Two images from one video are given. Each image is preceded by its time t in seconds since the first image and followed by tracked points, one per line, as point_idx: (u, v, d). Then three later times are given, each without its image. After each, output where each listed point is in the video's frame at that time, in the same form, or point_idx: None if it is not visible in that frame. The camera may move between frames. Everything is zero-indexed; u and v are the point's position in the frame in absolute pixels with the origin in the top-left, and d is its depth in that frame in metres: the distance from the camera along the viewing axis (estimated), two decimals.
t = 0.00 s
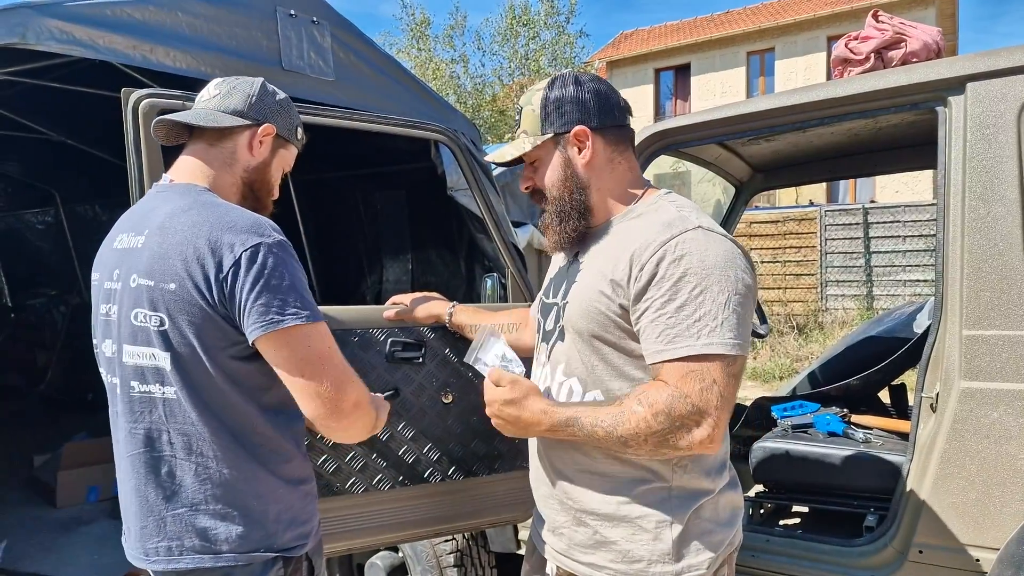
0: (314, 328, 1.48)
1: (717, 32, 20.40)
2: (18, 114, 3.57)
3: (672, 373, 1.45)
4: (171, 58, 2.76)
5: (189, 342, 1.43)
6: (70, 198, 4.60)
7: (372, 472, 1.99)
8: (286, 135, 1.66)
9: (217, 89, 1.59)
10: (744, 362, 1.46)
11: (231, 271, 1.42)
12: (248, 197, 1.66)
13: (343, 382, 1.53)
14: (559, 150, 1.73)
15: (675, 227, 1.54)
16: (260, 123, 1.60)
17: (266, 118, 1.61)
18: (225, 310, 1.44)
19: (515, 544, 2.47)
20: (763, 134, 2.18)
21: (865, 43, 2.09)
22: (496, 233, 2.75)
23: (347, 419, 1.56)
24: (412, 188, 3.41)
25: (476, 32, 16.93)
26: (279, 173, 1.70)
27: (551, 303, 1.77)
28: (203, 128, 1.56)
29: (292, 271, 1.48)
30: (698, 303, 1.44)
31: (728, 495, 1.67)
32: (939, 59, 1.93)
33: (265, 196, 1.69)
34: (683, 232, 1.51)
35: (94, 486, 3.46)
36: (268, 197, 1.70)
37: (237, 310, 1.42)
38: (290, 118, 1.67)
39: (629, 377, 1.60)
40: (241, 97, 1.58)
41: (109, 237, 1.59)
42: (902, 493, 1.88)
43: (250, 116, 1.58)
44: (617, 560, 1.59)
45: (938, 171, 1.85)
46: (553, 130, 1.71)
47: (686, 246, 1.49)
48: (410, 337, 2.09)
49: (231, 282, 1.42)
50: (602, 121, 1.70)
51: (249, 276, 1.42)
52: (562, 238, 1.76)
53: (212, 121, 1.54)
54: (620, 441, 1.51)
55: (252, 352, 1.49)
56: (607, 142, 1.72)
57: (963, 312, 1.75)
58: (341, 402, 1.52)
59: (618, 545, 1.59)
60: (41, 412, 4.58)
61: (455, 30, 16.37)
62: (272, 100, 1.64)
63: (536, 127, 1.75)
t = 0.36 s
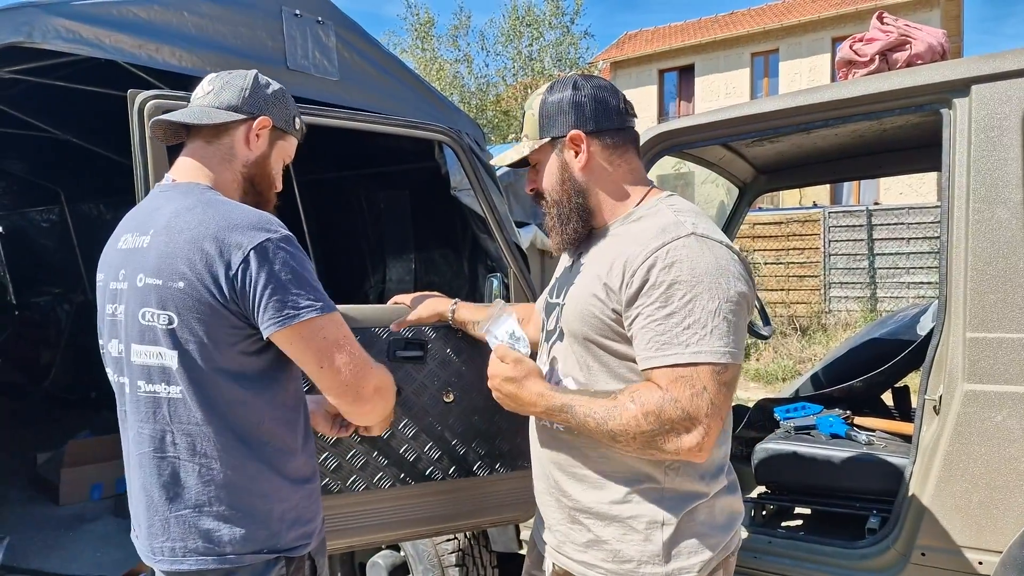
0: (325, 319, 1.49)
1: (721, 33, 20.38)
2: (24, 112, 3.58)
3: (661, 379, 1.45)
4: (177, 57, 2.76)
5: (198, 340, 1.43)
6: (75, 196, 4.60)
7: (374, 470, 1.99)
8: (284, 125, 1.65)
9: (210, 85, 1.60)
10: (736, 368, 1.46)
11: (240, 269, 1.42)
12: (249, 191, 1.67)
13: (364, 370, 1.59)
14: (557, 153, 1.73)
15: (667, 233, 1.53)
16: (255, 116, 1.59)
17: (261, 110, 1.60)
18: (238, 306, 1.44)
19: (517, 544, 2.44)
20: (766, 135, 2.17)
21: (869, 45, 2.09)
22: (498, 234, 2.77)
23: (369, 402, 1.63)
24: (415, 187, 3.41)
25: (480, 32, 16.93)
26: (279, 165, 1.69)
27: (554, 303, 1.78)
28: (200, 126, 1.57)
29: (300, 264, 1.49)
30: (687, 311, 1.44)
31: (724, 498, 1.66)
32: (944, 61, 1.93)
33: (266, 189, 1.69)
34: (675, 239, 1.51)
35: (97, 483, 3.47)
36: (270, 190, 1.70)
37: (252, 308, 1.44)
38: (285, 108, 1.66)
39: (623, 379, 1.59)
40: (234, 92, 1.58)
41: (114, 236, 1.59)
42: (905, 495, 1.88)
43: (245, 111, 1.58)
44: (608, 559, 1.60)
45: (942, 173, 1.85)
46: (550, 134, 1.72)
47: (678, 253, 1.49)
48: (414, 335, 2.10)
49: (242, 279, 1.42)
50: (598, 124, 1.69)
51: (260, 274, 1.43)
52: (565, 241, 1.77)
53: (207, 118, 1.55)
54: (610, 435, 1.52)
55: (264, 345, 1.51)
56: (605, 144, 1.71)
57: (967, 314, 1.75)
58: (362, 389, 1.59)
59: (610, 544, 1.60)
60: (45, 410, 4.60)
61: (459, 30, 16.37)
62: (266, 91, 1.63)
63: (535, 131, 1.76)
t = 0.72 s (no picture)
0: (334, 317, 1.50)
1: (722, 34, 20.39)
2: (26, 115, 3.59)
3: (662, 382, 1.46)
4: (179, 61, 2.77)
5: (204, 344, 1.44)
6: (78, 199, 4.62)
7: (374, 472, 2.00)
8: (253, 102, 1.60)
9: (176, 90, 1.61)
10: (738, 368, 1.47)
11: (244, 272, 1.43)
12: (244, 180, 1.64)
13: (368, 362, 1.57)
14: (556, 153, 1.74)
15: (667, 236, 1.54)
16: (216, 105, 1.57)
17: (221, 96, 1.57)
18: (241, 308, 1.45)
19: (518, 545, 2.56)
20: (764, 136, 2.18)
21: (867, 46, 2.09)
22: (498, 234, 2.78)
23: (378, 394, 1.61)
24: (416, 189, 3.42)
25: (482, 34, 16.98)
26: (265, 141, 1.64)
27: (553, 304, 1.78)
28: (177, 135, 1.60)
29: (302, 265, 1.49)
30: (688, 314, 1.45)
31: (721, 500, 1.66)
32: (941, 63, 1.94)
33: (257, 173, 1.65)
34: (674, 242, 1.51)
35: (99, 486, 3.47)
36: (265, 172, 1.67)
37: (255, 311, 1.44)
38: (251, 84, 1.60)
39: (623, 380, 1.60)
40: (193, 89, 1.57)
41: (116, 242, 1.60)
42: (905, 496, 1.88)
43: (205, 102, 1.56)
44: (606, 561, 1.61)
45: (940, 174, 1.85)
46: (548, 132, 1.73)
47: (677, 256, 1.49)
48: (413, 336, 2.10)
49: (245, 282, 1.43)
50: (598, 124, 1.69)
51: (265, 276, 1.44)
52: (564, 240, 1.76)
53: (174, 126, 1.58)
54: (611, 442, 1.52)
55: (269, 345, 1.52)
56: (604, 145, 1.72)
57: (965, 315, 1.75)
58: (363, 385, 1.57)
59: (608, 546, 1.60)
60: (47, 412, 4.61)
61: (460, 32, 16.41)
62: (223, 74, 1.58)
63: (535, 131, 1.77)
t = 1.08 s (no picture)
0: (339, 320, 1.52)
1: (722, 35, 20.41)
2: (26, 116, 3.60)
3: (674, 371, 1.45)
4: (178, 62, 2.78)
5: (207, 346, 1.44)
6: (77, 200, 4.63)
7: (373, 474, 2.01)
8: (274, 117, 1.65)
9: (190, 90, 1.61)
10: (745, 360, 1.47)
11: (248, 278, 1.44)
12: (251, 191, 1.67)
13: (375, 364, 1.58)
14: (603, 136, 1.75)
15: (669, 232, 1.55)
16: (241, 113, 1.60)
17: (247, 106, 1.60)
18: (246, 313, 1.46)
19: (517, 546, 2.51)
20: (762, 138, 2.19)
21: (864, 48, 2.10)
22: (496, 235, 2.78)
23: (383, 397, 1.61)
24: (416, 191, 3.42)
25: (481, 36, 17.00)
26: (276, 155, 1.69)
27: (550, 306, 1.80)
28: (187, 136, 1.59)
29: (308, 270, 1.50)
30: (695, 306, 1.45)
31: (722, 500, 1.67)
32: (939, 64, 1.94)
33: (265, 184, 1.69)
34: (677, 236, 1.53)
35: (98, 487, 3.47)
36: (271, 183, 1.71)
37: (259, 316, 1.45)
38: (272, 98, 1.65)
39: (628, 379, 1.61)
40: (216, 92, 1.58)
41: (115, 243, 1.60)
42: (901, 496, 1.89)
43: (229, 110, 1.58)
44: (612, 563, 1.61)
45: (937, 175, 1.86)
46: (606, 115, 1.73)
47: (681, 250, 1.50)
48: (412, 339, 2.11)
49: (250, 287, 1.44)
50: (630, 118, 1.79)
51: (269, 282, 1.45)
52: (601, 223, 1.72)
53: (192, 127, 1.56)
54: (624, 431, 1.50)
55: (271, 348, 1.52)
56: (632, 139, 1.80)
57: (962, 316, 1.76)
58: (367, 385, 1.57)
59: (613, 549, 1.60)
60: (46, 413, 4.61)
61: (459, 34, 16.42)
62: (250, 85, 1.62)
63: (584, 108, 1.71)
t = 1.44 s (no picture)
0: (354, 322, 1.52)
1: (724, 35, 20.39)
2: (30, 120, 3.60)
3: (703, 370, 1.45)
4: (182, 65, 2.78)
5: (225, 344, 1.45)
6: (81, 203, 4.63)
7: (376, 474, 2.00)
8: (294, 131, 1.67)
9: (220, 94, 1.61)
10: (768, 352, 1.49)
11: (270, 277, 1.45)
12: (262, 200, 1.67)
13: (385, 368, 1.59)
14: (622, 141, 1.76)
15: (686, 231, 1.55)
16: (266, 124, 1.61)
17: (271, 117, 1.62)
18: (267, 310, 1.47)
19: (520, 546, 2.52)
20: (765, 138, 2.18)
21: (868, 47, 2.09)
22: (498, 235, 2.78)
23: (393, 398, 1.63)
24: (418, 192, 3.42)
25: (483, 37, 17.00)
26: (291, 168, 1.71)
27: (556, 308, 1.79)
28: (209, 138, 1.58)
29: (326, 269, 1.51)
30: (722, 302, 1.45)
31: (734, 497, 1.66)
32: (943, 63, 1.93)
33: (278, 195, 1.70)
34: (694, 235, 1.53)
35: (104, 488, 3.48)
36: (282, 197, 1.72)
37: (281, 314, 1.46)
38: (296, 114, 1.68)
39: (644, 378, 1.60)
40: (243, 101, 1.59)
41: (127, 241, 1.60)
42: (907, 495, 1.88)
43: (255, 119, 1.59)
44: (630, 563, 1.59)
45: (941, 176, 1.85)
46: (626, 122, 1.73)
47: (702, 248, 1.50)
48: (414, 340, 2.11)
49: (272, 284, 1.45)
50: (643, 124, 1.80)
51: (289, 281, 1.45)
52: (620, 226, 1.70)
53: (219, 130, 1.56)
54: (658, 436, 1.48)
55: (285, 347, 1.53)
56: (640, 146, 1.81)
57: (968, 316, 1.75)
58: (376, 389, 1.59)
59: (631, 548, 1.59)
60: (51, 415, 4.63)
61: (462, 35, 16.43)
62: (276, 98, 1.64)
63: (608, 110, 1.71)
